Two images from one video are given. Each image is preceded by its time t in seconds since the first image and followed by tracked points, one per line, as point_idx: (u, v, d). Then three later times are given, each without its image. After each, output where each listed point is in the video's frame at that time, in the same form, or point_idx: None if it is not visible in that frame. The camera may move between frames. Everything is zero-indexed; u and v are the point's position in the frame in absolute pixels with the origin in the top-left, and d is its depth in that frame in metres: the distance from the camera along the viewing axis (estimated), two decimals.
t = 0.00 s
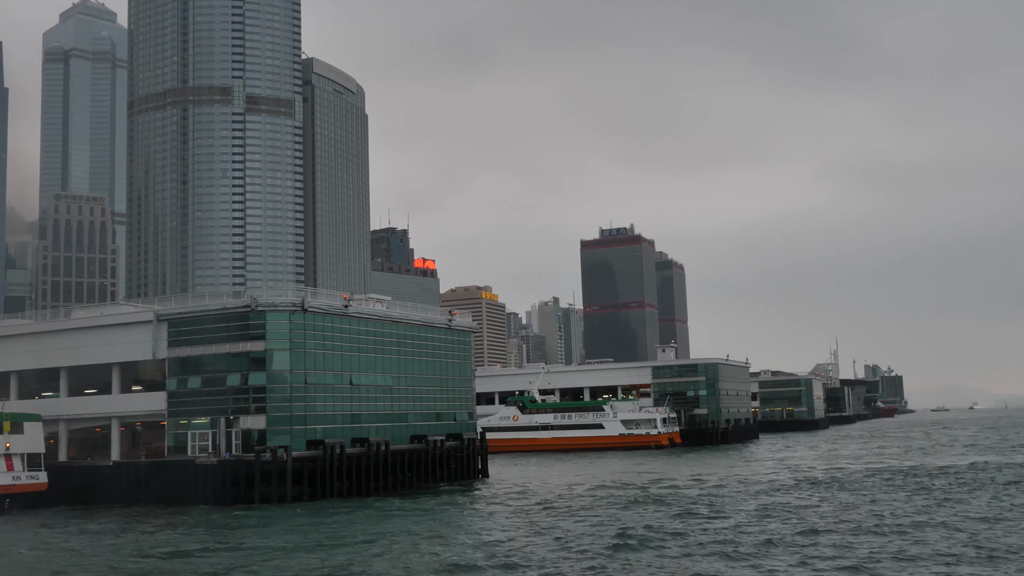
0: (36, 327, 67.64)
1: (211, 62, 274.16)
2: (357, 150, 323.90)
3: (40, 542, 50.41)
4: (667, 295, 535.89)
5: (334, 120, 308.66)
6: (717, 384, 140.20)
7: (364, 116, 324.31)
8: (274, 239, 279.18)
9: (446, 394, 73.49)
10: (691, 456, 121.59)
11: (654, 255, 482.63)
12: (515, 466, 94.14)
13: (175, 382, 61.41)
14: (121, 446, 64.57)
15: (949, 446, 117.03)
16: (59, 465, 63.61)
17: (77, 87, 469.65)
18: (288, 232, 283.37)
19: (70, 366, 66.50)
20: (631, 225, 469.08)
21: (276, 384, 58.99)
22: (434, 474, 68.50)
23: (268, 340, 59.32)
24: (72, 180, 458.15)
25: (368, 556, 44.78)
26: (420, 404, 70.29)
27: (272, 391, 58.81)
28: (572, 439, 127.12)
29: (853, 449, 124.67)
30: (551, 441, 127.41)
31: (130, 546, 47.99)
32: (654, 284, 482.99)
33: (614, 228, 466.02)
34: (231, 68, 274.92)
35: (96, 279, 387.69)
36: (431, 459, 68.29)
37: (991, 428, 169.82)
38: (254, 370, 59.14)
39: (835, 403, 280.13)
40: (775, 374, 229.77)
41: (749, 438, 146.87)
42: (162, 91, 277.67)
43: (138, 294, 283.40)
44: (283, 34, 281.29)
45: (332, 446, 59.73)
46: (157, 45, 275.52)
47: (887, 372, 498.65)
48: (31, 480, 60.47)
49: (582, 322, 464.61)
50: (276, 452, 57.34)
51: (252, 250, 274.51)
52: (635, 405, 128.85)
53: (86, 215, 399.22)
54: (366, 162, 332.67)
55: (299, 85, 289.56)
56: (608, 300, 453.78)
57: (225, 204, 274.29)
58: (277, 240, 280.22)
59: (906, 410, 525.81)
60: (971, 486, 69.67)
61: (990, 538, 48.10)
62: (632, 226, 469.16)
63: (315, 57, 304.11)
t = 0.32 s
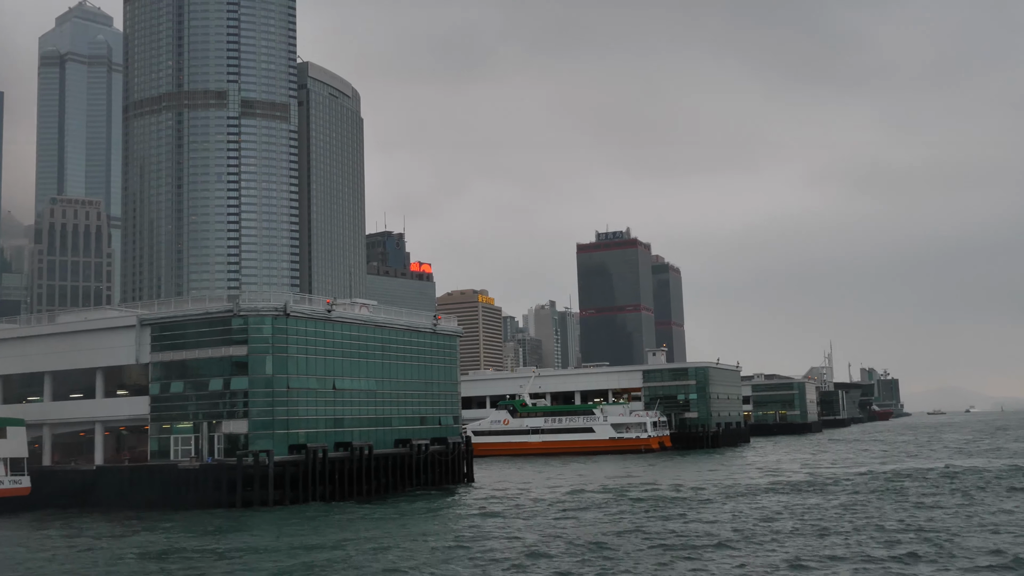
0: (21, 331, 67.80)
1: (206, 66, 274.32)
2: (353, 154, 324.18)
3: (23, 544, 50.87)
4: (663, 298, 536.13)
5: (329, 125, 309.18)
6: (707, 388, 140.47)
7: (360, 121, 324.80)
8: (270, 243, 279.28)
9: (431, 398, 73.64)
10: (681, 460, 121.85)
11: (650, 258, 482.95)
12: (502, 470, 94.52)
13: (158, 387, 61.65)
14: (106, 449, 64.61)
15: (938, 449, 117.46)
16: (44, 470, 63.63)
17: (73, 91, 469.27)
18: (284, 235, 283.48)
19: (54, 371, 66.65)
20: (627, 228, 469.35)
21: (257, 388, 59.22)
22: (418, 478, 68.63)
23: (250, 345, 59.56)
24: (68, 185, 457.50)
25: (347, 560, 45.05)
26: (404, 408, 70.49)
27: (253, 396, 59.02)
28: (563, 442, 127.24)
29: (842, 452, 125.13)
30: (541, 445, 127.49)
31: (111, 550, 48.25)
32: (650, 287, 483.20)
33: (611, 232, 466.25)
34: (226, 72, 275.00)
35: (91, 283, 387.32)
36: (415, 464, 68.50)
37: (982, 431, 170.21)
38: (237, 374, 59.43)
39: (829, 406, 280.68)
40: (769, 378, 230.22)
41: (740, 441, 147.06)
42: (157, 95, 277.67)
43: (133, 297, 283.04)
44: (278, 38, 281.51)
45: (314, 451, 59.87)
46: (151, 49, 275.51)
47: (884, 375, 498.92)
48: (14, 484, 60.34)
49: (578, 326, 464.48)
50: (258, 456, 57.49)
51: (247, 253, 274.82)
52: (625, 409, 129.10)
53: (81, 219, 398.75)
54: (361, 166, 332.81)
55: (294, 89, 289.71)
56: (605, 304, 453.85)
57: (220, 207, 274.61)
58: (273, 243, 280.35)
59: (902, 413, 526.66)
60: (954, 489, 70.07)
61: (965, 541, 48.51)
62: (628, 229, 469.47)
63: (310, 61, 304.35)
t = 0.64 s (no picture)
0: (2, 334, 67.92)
1: (198, 68, 274.18)
2: (346, 156, 324.17)
3: None
4: (657, 300, 536.47)
5: (322, 126, 309.25)
6: (694, 391, 140.84)
7: (352, 123, 324.84)
8: (262, 244, 279.07)
9: (412, 401, 73.82)
10: (668, 462, 122.12)
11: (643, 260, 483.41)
12: (486, 472, 94.98)
13: (137, 390, 61.78)
14: (86, 452, 64.65)
15: (922, 452, 118.09)
16: (24, 473, 63.72)
17: (65, 92, 468.76)
18: (276, 236, 283.27)
19: (35, 374, 66.75)
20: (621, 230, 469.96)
21: (236, 390, 59.31)
22: (400, 481, 68.77)
23: (229, 349, 59.67)
24: (61, 186, 456.53)
25: (325, 563, 45.46)
26: (386, 411, 70.63)
27: (232, 399, 59.15)
28: (550, 445, 127.35)
29: (827, 455, 125.63)
30: (529, 447, 127.50)
31: (88, 552, 48.41)
32: (644, 290, 483.57)
33: (604, 234, 466.70)
34: (219, 74, 274.94)
35: (84, 284, 386.90)
36: (397, 467, 68.64)
37: (970, 434, 170.63)
38: (216, 378, 59.54)
39: (819, 409, 281.37)
40: (759, 381, 230.85)
41: (727, 444, 147.38)
42: (150, 97, 277.48)
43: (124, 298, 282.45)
44: (271, 39, 281.39)
45: (293, 453, 59.90)
46: (144, 50, 275.31)
47: (877, 377, 499.50)
48: None
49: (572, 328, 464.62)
50: (236, 460, 57.60)
51: (239, 255, 274.51)
52: (613, 411, 129.44)
53: (74, 221, 398.39)
54: (354, 168, 332.81)
55: (287, 90, 289.68)
56: (599, 306, 454.18)
57: (213, 208, 274.45)
58: (265, 244, 280.09)
59: (895, 416, 527.81)
60: (929, 493, 70.71)
61: (936, 545, 49.08)
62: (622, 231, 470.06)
63: (303, 63, 304.39)
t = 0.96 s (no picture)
0: None
1: (189, 70, 273.82)
2: (337, 159, 324.30)
3: None
4: (648, 304, 536.88)
5: (312, 129, 309.34)
6: (679, 394, 141.16)
7: (344, 126, 325.00)
8: (252, 247, 278.66)
9: (392, 405, 74.00)
10: (653, 466, 122.52)
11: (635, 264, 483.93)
12: (469, 475, 95.29)
13: (114, 394, 61.86)
14: (63, 456, 64.63)
15: (904, 457, 118.83)
16: None
17: (56, 93, 467.58)
18: (266, 238, 282.95)
19: (12, 377, 66.76)
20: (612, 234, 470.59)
21: (213, 393, 59.41)
22: (378, 485, 68.85)
23: (206, 352, 59.76)
24: (51, 188, 455.11)
25: (305, 565, 45.86)
26: (365, 414, 70.77)
27: (208, 402, 59.23)
28: (534, 448, 127.39)
29: (810, 459, 126.23)
30: (514, 450, 127.39)
31: (69, 554, 48.67)
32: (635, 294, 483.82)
33: (595, 238, 467.31)
34: (209, 76, 274.72)
35: (73, 286, 386.13)
36: (376, 470, 68.76)
37: (955, 438, 171.32)
38: (193, 380, 59.58)
39: (808, 413, 282.25)
40: (746, 385, 231.37)
41: (712, 448, 147.76)
42: (140, 99, 277.01)
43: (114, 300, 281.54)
44: (262, 42, 281.28)
45: (270, 457, 59.99)
46: (134, 52, 274.72)
47: (867, 382, 500.04)
48: None
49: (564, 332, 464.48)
50: (213, 463, 57.67)
51: (229, 257, 274.05)
52: (598, 415, 129.85)
53: (64, 223, 397.51)
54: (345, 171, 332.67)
55: (278, 93, 289.75)
56: (591, 310, 454.49)
57: (202, 211, 274.03)
58: (255, 247, 279.66)
59: (884, 421, 529.22)
60: (907, 498, 71.40)
61: (907, 550, 49.72)
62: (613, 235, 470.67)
63: (294, 66, 304.31)
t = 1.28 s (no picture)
0: None
1: (179, 70, 273.59)
2: (327, 161, 324.07)
3: None
4: (638, 307, 537.12)
5: (302, 130, 309.04)
6: (663, 397, 141.47)
7: (334, 127, 324.77)
8: (241, 248, 278.15)
9: (370, 408, 74.11)
10: (636, 469, 122.80)
11: (625, 267, 484.18)
12: (449, 478, 95.37)
13: (91, 396, 61.90)
14: (40, 458, 64.53)
15: (886, 461, 119.42)
16: None
17: (46, 93, 466.29)
18: (255, 239, 282.51)
19: None
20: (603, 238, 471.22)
21: (189, 396, 59.48)
22: (356, 487, 69.01)
23: (182, 354, 59.86)
24: (40, 189, 453.49)
25: (284, 568, 45.87)
26: (343, 417, 70.89)
27: (184, 405, 59.29)
28: (518, 451, 127.39)
29: (792, 462, 126.73)
30: (497, 453, 127.44)
31: (41, 555, 48.93)
32: (626, 297, 483.90)
33: (586, 241, 467.70)
34: (199, 77, 274.48)
35: (62, 287, 384.92)
36: (353, 472, 68.87)
37: (939, 443, 171.71)
38: (169, 383, 59.70)
39: (796, 415, 282.95)
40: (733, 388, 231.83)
41: (696, 451, 148.04)
42: (129, 100, 276.62)
43: (102, 300, 280.71)
44: (252, 44, 280.94)
45: (246, 459, 60.07)
46: (124, 53, 274.46)
47: (857, 385, 500.82)
48: None
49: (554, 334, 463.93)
50: (189, 465, 57.71)
51: (218, 259, 273.58)
52: (582, 418, 129.99)
53: (52, 223, 396.32)
54: (336, 172, 332.43)
55: (268, 94, 289.43)
56: (581, 312, 454.39)
57: (191, 212, 273.52)
58: (244, 248, 279.14)
59: (873, 424, 530.44)
60: (886, 502, 71.61)
61: (884, 555, 49.79)
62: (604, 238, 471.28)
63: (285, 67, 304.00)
